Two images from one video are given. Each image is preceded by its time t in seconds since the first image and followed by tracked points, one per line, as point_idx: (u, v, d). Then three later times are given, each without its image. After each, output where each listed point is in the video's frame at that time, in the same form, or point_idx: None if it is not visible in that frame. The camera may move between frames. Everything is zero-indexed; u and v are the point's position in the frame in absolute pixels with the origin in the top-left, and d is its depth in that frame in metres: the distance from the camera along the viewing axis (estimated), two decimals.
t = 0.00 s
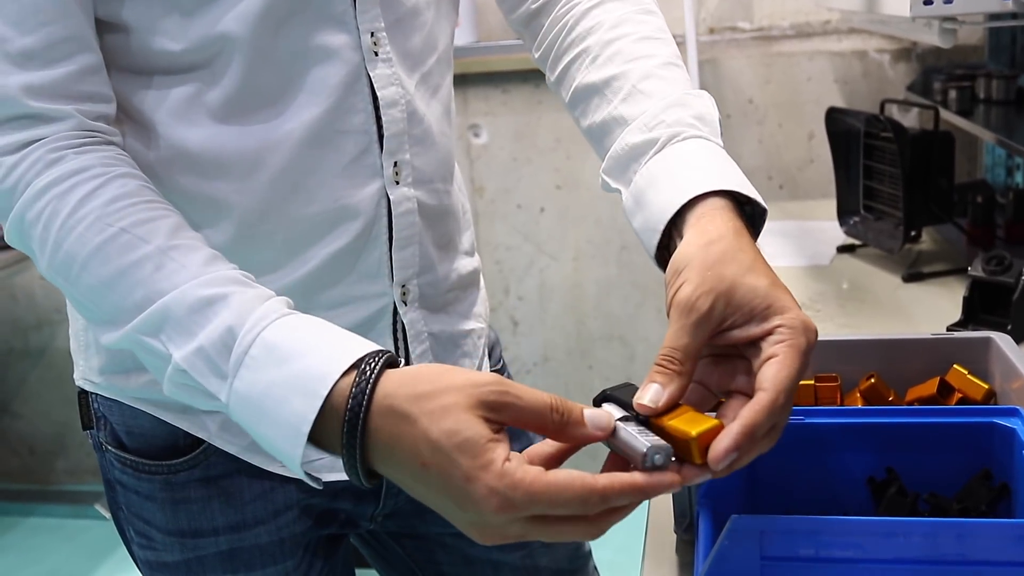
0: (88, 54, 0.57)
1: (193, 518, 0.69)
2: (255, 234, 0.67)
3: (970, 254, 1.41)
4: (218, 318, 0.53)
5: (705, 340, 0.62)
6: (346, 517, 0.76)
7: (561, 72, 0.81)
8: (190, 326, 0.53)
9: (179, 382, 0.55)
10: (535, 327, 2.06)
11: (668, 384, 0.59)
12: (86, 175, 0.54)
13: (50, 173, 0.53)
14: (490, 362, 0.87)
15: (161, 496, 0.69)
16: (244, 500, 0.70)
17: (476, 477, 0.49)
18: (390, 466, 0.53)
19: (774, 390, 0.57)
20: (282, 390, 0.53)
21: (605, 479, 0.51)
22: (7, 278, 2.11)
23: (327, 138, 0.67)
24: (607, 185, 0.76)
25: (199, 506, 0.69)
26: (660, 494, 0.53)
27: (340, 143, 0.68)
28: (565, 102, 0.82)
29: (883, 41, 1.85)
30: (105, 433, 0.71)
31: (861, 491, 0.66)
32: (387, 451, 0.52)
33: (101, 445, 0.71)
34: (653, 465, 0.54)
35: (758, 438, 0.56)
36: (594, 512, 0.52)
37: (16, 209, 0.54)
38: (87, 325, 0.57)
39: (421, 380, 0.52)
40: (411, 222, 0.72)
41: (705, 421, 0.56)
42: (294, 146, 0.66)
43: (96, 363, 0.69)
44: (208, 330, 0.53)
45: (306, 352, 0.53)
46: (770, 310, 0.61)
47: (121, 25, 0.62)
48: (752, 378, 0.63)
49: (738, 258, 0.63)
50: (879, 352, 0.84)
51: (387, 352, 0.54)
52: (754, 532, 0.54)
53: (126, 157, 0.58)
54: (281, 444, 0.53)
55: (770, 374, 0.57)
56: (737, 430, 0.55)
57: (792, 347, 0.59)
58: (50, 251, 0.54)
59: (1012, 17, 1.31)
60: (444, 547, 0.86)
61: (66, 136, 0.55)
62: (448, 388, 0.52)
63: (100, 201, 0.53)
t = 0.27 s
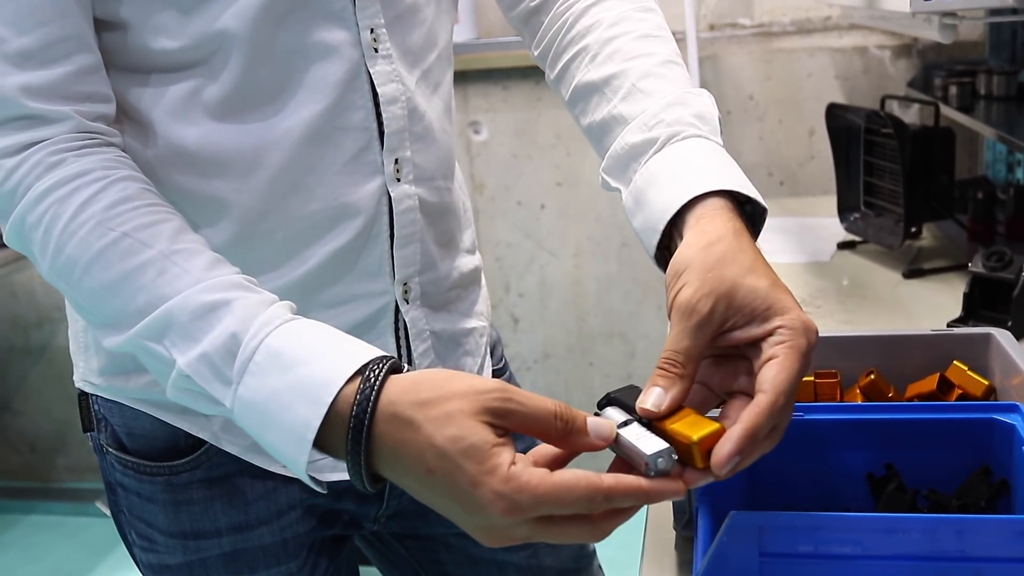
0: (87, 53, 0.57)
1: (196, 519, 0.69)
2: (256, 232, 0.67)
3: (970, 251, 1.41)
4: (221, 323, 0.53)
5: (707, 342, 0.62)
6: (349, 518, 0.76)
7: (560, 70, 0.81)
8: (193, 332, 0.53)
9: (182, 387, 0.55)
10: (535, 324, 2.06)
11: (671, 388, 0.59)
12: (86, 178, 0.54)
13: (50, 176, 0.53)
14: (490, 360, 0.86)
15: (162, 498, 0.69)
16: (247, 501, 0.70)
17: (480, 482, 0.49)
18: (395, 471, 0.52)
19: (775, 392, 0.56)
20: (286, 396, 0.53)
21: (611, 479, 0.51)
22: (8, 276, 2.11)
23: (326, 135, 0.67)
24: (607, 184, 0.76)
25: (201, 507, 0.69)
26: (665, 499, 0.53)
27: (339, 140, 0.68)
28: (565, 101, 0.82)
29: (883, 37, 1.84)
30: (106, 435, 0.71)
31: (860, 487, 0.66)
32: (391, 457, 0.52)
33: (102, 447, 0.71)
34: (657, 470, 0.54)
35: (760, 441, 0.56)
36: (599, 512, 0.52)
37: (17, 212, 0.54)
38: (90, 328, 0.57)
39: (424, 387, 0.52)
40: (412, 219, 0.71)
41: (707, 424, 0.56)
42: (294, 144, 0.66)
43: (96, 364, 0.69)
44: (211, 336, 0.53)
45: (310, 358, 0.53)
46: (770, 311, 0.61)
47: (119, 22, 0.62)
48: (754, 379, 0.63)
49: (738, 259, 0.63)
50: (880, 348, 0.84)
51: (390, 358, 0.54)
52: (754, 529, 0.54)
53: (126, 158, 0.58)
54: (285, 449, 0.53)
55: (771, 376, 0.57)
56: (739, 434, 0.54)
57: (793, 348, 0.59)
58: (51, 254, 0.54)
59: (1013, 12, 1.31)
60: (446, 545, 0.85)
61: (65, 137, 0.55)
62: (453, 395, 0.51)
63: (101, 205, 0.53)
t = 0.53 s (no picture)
0: (85, 54, 0.57)
1: (195, 520, 0.69)
2: (255, 232, 0.67)
3: (972, 250, 1.41)
4: (222, 323, 0.53)
5: (711, 337, 0.61)
6: (349, 518, 0.76)
7: (559, 67, 0.81)
8: (194, 332, 0.53)
9: (183, 387, 0.55)
10: (537, 325, 2.06)
11: (674, 383, 0.59)
12: (85, 179, 0.54)
13: (48, 177, 0.53)
14: (490, 360, 0.86)
15: (161, 499, 0.68)
16: (247, 502, 0.70)
17: (485, 480, 0.49)
18: (398, 470, 0.52)
19: (778, 386, 0.56)
20: (288, 396, 0.53)
21: (615, 476, 0.51)
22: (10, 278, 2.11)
23: (325, 135, 0.67)
24: (607, 181, 0.76)
25: (201, 508, 0.69)
26: (671, 495, 0.53)
27: (338, 140, 0.68)
28: (565, 98, 0.81)
29: (885, 38, 1.84)
30: (104, 437, 0.71)
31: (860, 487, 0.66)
32: (394, 456, 0.52)
33: (101, 449, 0.71)
34: (662, 466, 0.53)
35: (764, 436, 0.56)
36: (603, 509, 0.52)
37: (15, 213, 0.54)
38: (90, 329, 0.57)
39: (427, 385, 0.52)
40: (412, 219, 0.71)
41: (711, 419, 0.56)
42: (293, 144, 0.66)
43: (94, 366, 0.69)
44: (212, 336, 0.53)
45: (311, 358, 0.53)
46: (773, 305, 0.61)
47: (118, 22, 0.62)
48: (758, 374, 0.63)
49: (741, 255, 0.63)
50: (880, 348, 0.83)
51: (392, 357, 0.54)
52: (752, 528, 0.54)
53: (125, 159, 0.58)
54: (286, 449, 0.53)
55: (774, 370, 0.57)
56: (743, 429, 0.54)
57: (796, 342, 0.59)
58: (50, 255, 0.54)
59: (1014, 12, 1.31)
60: (446, 546, 0.85)
61: (63, 138, 0.55)
62: (456, 393, 0.51)
63: (100, 205, 0.53)
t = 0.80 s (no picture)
0: (83, 52, 0.57)
1: (194, 518, 0.69)
2: (253, 230, 0.66)
3: (981, 248, 1.40)
4: (220, 320, 0.53)
5: (711, 333, 0.61)
6: (349, 516, 0.76)
7: (560, 63, 0.81)
8: (192, 329, 0.53)
9: (181, 384, 0.55)
10: (543, 324, 2.06)
11: (675, 380, 0.58)
12: (84, 176, 0.54)
13: (47, 175, 0.53)
14: (491, 358, 0.86)
15: (161, 497, 0.68)
16: (246, 499, 0.70)
17: (485, 477, 0.49)
18: (397, 467, 0.52)
19: (779, 383, 0.55)
20: (287, 393, 0.52)
21: (615, 472, 0.50)
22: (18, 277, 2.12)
23: (324, 132, 0.67)
24: (607, 176, 0.75)
25: (200, 506, 0.69)
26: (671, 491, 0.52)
27: (337, 137, 0.67)
28: (565, 94, 0.81)
29: (893, 35, 1.83)
30: (104, 435, 0.71)
31: (865, 485, 0.65)
32: (393, 452, 0.51)
33: (100, 447, 0.71)
34: (663, 463, 0.53)
35: (765, 433, 0.55)
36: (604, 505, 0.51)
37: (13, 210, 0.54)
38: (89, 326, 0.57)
39: (426, 381, 0.52)
40: (411, 216, 0.71)
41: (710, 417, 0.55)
42: (292, 140, 0.66)
43: (93, 364, 0.69)
44: (211, 332, 0.52)
45: (310, 355, 0.53)
46: (773, 300, 0.60)
47: (118, 19, 0.62)
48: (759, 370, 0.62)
49: (742, 249, 0.62)
50: (886, 346, 0.83)
51: (391, 353, 0.54)
52: (754, 526, 0.54)
53: (123, 156, 0.58)
54: (285, 445, 0.53)
55: (775, 367, 0.56)
56: (744, 426, 0.54)
57: (797, 338, 0.58)
58: (48, 253, 0.54)
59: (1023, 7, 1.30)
60: (448, 545, 0.85)
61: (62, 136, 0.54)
62: (455, 389, 0.51)
63: (98, 203, 0.53)
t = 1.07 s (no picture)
0: (83, 46, 0.57)
1: (191, 511, 0.69)
2: (250, 223, 0.66)
3: (982, 241, 1.39)
4: (226, 313, 0.52)
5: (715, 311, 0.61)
6: (347, 509, 0.76)
7: (557, 53, 0.80)
8: (197, 323, 0.52)
9: (186, 378, 0.54)
10: (544, 318, 2.06)
11: (683, 354, 0.58)
12: (87, 172, 0.54)
13: (49, 170, 0.53)
14: (490, 351, 0.86)
15: (158, 490, 0.68)
16: (243, 493, 0.70)
17: (489, 473, 0.49)
18: (399, 463, 0.52)
19: (788, 357, 0.56)
20: (294, 385, 0.52)
21: (619, 485, 0.50)
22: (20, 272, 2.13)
23: (321, 126, 0.67)
24: (606, 164, 0.75)
25: (197, 499, 0.69)
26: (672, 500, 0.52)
27: (334, 131, 0.67)
28: (561, 85, 0.81)
29: (895, 28, 1.82)
30: (101, 428, 0.70)
31: (864, 478, 0.65)
32: (396, 448, 0.51)
33: (98, 440, 0.71)
34: (665, 471, 0.54)
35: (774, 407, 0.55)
36: (606, 520, 0.51)
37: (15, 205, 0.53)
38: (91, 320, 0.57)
39: (434, 377, 0.51)
40: (408, 210, 0.71)
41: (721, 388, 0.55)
42: (289, 134, 0.65)
43: (91, 357, 0.69)
44: (217, 326, 0.52)
45: (317, 349, 0.53)
46: (776, 279, 0.61)
47: (115, 14, 0.62)
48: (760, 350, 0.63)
49: (743, 229, 0.62)
50: (886, 339, 0.83)
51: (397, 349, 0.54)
52: (752, 518, 0.54)
53: (124, 151, 0.58)
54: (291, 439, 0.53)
55: (783, 342, 0.57)
56: (755, 397, 0.54)
57: (800, 316, 0.59)
58: (50, 247, 0.53)
59: None
60: (446, 538, 0.85)
61: (63, 129, 0.54)
62: (463, 386, 0.51)
63: (100, 197, 0.53)
